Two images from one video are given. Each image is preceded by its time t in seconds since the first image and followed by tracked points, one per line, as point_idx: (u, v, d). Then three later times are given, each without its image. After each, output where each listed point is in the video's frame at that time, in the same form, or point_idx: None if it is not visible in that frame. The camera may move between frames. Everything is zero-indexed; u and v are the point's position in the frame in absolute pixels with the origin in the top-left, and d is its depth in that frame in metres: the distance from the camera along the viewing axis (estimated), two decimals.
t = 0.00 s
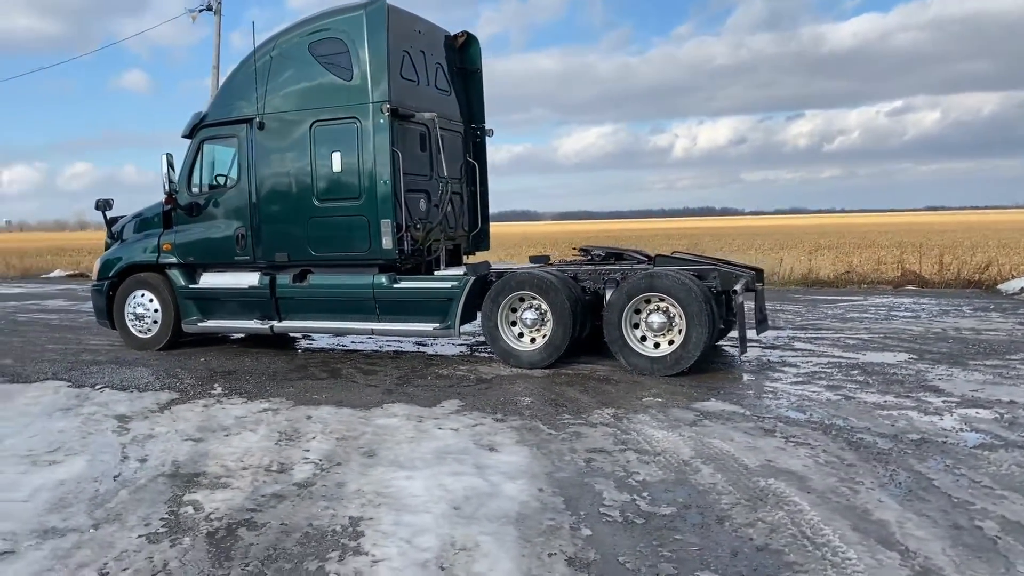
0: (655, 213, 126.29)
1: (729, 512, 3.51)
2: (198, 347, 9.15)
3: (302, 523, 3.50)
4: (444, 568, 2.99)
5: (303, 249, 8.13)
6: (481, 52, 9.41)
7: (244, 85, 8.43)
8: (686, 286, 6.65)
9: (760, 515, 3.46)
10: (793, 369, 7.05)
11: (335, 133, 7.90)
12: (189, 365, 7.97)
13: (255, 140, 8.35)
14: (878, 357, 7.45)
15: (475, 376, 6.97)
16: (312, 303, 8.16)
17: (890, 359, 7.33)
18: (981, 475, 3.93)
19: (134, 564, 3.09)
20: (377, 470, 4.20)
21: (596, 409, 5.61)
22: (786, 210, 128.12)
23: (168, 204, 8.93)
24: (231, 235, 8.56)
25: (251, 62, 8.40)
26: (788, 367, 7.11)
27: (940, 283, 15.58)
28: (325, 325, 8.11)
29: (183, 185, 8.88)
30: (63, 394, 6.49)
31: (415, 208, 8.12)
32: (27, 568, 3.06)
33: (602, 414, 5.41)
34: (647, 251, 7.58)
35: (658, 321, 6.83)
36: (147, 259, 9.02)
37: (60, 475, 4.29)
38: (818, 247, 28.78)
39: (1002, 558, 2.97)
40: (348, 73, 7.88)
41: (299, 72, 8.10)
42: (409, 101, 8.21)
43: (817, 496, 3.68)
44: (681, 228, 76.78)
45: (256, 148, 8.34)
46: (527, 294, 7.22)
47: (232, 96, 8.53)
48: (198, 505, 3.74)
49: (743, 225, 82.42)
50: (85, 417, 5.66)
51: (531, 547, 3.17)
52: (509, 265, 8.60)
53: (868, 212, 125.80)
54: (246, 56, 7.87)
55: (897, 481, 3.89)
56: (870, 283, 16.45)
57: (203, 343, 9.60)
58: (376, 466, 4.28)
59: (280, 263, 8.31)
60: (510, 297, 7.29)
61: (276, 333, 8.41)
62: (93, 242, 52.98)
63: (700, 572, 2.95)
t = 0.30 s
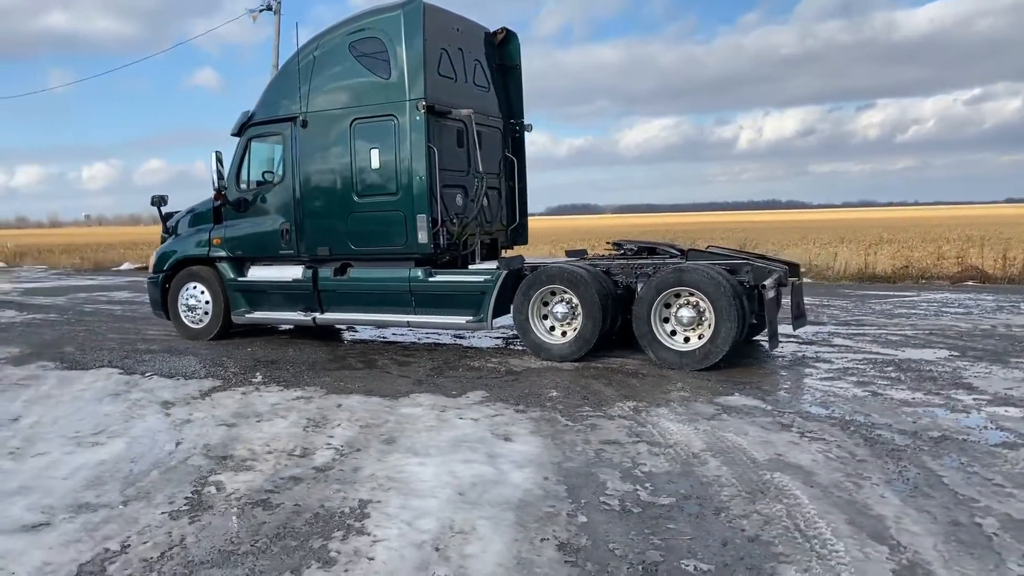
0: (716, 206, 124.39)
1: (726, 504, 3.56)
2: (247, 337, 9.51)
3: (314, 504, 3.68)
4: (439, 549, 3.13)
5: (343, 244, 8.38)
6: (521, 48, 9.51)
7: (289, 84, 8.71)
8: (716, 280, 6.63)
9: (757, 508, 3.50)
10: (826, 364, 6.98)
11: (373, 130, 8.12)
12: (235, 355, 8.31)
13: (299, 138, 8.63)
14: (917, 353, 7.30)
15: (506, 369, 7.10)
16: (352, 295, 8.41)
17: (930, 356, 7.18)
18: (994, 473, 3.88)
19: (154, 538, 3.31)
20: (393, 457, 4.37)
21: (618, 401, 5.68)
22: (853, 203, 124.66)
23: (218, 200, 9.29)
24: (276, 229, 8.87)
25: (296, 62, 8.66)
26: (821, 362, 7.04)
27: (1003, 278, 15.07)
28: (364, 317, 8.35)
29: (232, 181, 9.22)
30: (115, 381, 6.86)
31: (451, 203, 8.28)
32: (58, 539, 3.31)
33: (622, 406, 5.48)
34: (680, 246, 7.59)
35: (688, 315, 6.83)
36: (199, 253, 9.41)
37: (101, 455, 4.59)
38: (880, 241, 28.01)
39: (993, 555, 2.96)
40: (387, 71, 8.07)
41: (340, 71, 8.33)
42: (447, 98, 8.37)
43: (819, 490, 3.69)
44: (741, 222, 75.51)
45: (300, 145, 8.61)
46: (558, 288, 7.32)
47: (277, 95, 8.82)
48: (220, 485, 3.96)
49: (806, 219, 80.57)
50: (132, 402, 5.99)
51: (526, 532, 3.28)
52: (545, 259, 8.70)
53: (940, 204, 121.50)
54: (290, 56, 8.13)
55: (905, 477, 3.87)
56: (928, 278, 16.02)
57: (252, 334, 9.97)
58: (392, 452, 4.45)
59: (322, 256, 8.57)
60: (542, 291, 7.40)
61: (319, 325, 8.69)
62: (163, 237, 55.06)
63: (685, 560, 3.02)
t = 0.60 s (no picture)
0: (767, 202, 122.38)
1: (720, 504, 3.62)
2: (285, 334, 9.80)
3: (323, 496, 3.85)
4: (434, 541, 3.26)
5: (374, 243, 8.59)
6: (551, 49, 9.61)
7: (324, 88, 8.95)
8: (737, 281, 6.63)
9: (750, 508, 3.55)
10: (851, 366, 6.93)
11: (403, 132, 8.30)
12: (271, 351, 8.59)
13: (333, 140, 8.87)
14: (947, 355, 7.19)
15: (529, 367, 7.23)
16: (383, 294, 8.62)
17: (960, 358, 7.07)
18: (998, 478, 3.86)
19: (171, 525, 3.52)
20: (405, 452, 4.52)
21: (633, 400, 5.76)
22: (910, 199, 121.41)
23: (257, 200, 9.60)
24: (311, 229, 9.13)
25: (330, 66, 8.90)
26: (846, 364, 6.99)
27: None
28: (394, 315, 8.56)
29: (270, 182, 9.52)
30: (155, 375, 7.18)
31: (479, 203, 8.43)
32: (84, 524, 3.54)
33: (637, 406, 5.56)
34: (706, 245, 7.60)
35: (710, 315, 6.84)
36: (239, 252, 9.73)
37: (133, 446, 4.85)
38: (933, 238, 27.29)
39: (978, 560, 2.97)
40: (416, 74, 8.24)
41: (372, 74, 8.54)
42: (475, 100, 8.52)
43: (817, 492, 3.73)
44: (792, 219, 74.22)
45: (334, 147, 8.85)
46: (581, 288, 7.41)
47: (313, 98, 9.07)
48: (239, 477, 4.17)
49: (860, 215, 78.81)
50: (168, 396, 6.28)
51: (520, 527, 3.39)
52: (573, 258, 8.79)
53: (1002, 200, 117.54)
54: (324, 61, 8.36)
55: (906, 480, 3.88)
56: (977, 278, 15.64)
57: (290, 330, 10.27)
58: (405, 448, 4.60)
59: (355, 255, 8.80)
60: (566, 290, 7.50)
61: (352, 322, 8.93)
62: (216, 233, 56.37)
63: (670, 557, 3.10)
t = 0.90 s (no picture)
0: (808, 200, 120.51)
1: (707, 498, 3.63)
2: (308, 329, 9.97)
3: (318, 484, 3.95)
4: (418, 528, 3.33)
5: (393, 240, 8.70)
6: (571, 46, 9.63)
7: (345, 87, 9.09)
8: (749, 277, 6.59)
9: (736, 502, 3.55)
10: (866, 364, 6.84)
11: (421, 130, 8.40)
12: (292, 346, 8.75)
13: (353, 138, 9.00)
14: (967, 354, 7.06)
15: (540, 363, 7.28)
16: (401, 290, 8.73)
17: (980, 356, 6.94)
18: (995, 476, 3.80)
19: (168, 510, 3.64)
20: (404, 443, 4.60)
21: (639, 396, 5.77)
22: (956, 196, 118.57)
23: (280, 198, 9.78)
24: (332, 226, 9.28)
25: (351, 65, 9.02)
26: (861, 362, 6.90)
27: None
28: (412, 310, 8.66)
29: (293, 180, 9.69)
30: (177, 368, 7.38)
31: (496, 200, 8.49)
32: (87, 508, 3.68)
33: (641, 401, 5.57)
34: (721, 242, 7.56)
35: (722, 312, 6.81)
36: (263, 248, 9.92)
37: (145, 435, 5.01)
38: (975, 236, 26.61)
39: (958, 557, 2.94)
40: (434, 73, 8.32)
41: (391, 73, 8.64)
42: (493, 97, 8.57)
43: (806, 487, 3.72)
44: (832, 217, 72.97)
45: (354, 145, 8.98)
46: (594, 284, 7.43)
47: (334, 97, 9.20)
48: (240, 465, 4.29)
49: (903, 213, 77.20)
50: (186, 388, 6.46)
51: (504, 517, 3.44)
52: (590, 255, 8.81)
53: None
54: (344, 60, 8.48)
55: (901, 477, 3.84)
56: (1015, 277, 15.27)
57: (314, 325, 10.44)
58: (405, 440, 4.68)
59: (374, 252, 8.92)
60: (579, 286, 7.53)
61: (371, 318, 9.06)
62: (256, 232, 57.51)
63: (647, 548, 3.13)
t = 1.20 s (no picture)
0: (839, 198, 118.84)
1: (684, 497, 3.61)
2: (320, 326, 10.06)
3: (303, 479, 4.00)
4: (392, 523, 3.36)
5: (401, 238, 8.76)
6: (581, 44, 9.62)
7: (355, 86, 9.17)
8: (751, 275, 6.54)
9: (713, 502, 3.54)
10: (872, 364, 6.75)
11: (429, 129, 8.45)
12: (301, 343, 8.85)
13: (363, 137, 9.08)
14: (977, 354, 6.94)
15: (543, 361, 7.28)
16: (410, 288, 8.79)
17: (990, 357, 6.81)
18: (982, 478, 3.74)
19: (154, 502, 3.71)
20: (393, 439, 4.64)
21: (636, 395, 5.75)
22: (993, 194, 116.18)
23: (293, 197, 9.88)
24: (343, 224, 9.37)
25: (361, 64, 9.10)
26: (867, 362, 6.81)
27: None
28: (420, 308, 8.71)
29: (305, 179, 9.80)
30: (187, 363, 7.50)
31: (503, 199, 8.51)
32: (76, 498, 3.77)
33: (636, 400, 5.56)
34: (727, 240, 7.50)
35: (725, 311, 6.76)
36: (277, 246, 10.04)
37: (143, 428, 5.10)
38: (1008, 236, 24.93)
39: (929, 559, 2.90)
40: (441, 71, 8.37)
41: (400, 72, 8.70)
42: (501, 96, 8.60)
43: (787, 487, 3.69)
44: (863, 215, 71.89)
45: (364, 144, 9.06)
46: (598, 282, 7.41)
47: (345, 96, 9.29)
48: (231, 459, 4.35)
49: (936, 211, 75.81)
50: (191, 383, 6.56)
51: (480, 512, 3.46)
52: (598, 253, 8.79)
53: None
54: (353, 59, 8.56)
55: (885, 478, 3.79)
56: None
57: (327, 323, 10.54)
58: (395, 435, 4.72)
59: (383, 250, 8.99)
60: (583, 285, 7.52)
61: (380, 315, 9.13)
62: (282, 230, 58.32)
63: (616, 545, 3.12)
